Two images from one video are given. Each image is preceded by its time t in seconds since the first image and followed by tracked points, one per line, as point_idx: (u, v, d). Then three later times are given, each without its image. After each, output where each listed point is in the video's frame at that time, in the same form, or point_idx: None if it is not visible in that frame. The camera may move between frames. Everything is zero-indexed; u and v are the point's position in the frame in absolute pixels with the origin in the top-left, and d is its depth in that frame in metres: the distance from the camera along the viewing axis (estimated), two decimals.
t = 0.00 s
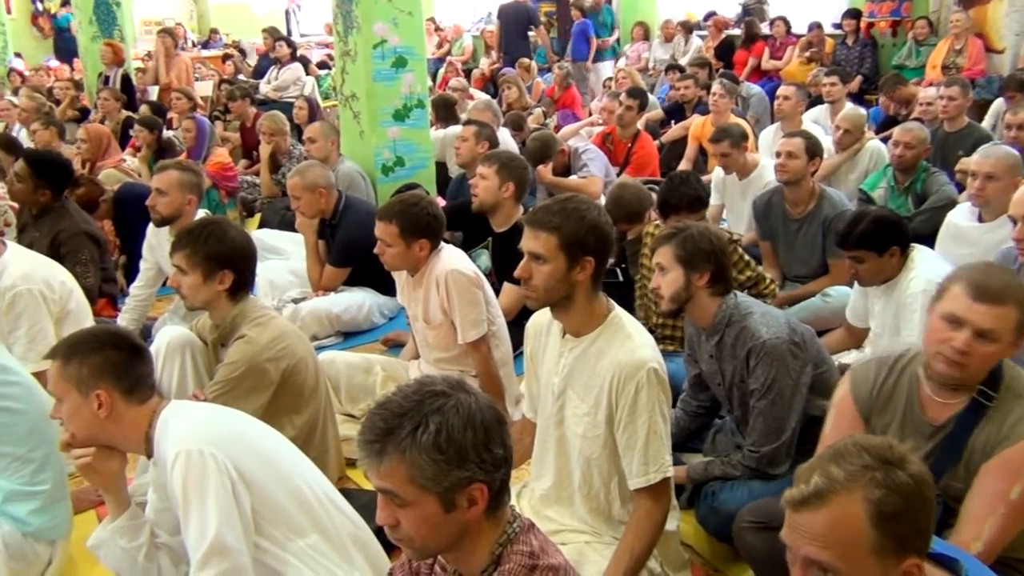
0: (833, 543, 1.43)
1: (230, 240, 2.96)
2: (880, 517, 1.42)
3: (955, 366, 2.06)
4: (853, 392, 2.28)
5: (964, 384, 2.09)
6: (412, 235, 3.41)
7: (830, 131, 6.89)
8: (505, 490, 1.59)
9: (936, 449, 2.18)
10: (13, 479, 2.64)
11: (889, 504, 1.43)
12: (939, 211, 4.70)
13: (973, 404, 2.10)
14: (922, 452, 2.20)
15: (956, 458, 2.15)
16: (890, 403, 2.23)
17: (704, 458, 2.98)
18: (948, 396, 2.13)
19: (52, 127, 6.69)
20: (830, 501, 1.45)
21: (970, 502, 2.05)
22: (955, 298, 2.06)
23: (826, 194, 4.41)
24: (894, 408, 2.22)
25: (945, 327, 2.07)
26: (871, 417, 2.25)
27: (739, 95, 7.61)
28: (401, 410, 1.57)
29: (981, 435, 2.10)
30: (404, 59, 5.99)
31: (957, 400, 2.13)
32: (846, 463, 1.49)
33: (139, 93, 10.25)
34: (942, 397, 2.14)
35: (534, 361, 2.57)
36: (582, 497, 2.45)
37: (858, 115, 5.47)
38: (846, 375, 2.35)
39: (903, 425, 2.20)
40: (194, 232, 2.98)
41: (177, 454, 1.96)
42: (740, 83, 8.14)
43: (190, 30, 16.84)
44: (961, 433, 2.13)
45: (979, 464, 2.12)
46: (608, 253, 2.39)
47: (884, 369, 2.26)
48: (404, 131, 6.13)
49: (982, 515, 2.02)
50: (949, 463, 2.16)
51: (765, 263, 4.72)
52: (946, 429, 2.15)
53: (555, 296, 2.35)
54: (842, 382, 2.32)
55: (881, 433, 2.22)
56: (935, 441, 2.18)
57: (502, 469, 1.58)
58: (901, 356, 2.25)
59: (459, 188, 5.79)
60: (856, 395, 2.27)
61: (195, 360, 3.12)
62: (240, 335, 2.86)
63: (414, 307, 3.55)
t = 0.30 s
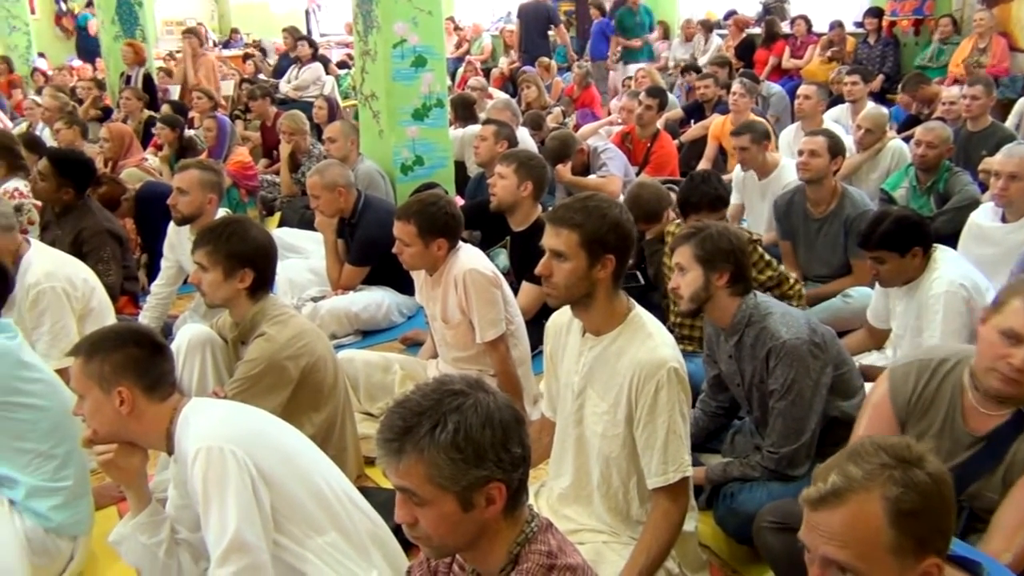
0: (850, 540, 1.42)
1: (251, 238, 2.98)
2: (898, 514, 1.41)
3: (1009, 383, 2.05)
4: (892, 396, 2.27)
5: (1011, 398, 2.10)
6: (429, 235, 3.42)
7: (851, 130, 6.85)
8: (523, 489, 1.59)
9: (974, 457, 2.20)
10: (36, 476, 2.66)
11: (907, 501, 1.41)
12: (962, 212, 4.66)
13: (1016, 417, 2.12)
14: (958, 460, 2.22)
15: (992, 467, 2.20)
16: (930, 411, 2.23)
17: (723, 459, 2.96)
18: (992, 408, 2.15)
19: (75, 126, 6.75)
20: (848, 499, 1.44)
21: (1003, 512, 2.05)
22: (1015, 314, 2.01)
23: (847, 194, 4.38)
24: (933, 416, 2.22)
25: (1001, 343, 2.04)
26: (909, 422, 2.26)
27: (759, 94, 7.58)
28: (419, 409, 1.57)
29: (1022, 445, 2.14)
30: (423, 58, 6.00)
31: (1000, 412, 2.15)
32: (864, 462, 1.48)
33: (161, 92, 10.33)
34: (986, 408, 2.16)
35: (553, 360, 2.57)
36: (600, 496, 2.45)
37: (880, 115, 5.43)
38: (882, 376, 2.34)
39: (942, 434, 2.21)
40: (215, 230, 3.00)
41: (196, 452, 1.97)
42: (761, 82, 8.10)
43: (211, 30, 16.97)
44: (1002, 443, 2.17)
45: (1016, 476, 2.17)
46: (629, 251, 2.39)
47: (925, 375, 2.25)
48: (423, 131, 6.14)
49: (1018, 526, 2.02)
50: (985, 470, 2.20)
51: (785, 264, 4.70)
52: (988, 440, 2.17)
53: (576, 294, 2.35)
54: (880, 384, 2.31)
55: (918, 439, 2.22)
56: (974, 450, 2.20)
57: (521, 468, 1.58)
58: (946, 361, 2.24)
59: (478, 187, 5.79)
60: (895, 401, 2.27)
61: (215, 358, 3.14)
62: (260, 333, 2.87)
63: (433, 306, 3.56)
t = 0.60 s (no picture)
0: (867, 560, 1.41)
1: (273, 234, 3.00)
2: (912, 528, 1.40)
3: None
4: (915, 397, 2.26)
5: None
6: (449, 232, 3.42)
7: (873, 129, 6.80)
8: (540, 487, 1.59)
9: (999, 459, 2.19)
10: (57, 470, 2.68)
11: (920, 514, 1.40)
12: (985, 212, 4.62)
13: None
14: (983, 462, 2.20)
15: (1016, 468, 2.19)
16: (952, 414, 2.22)
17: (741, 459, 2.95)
18: (1016, 410, 2.13)
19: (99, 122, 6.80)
20: (861, 516, 1.43)
21: None
22: None
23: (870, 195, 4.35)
24: (956, 418, 2.21)
25: (1020, 340, 2.03)
26: (931, 425, 2.25)
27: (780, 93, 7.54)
28: (438, 405, 1.58)
29: None
30: (443, 56, 6.00)
31: None
32: (874, 474, 1.46)
33: (182, 89, 10.40)
34: (1010, 410, 2.14)
35: (574, 356, 2.57)
36: (618, 494, 2.44)
37: (903, 113, 5.40)
38: (906, 377, 2.32)
39: (965, 435, 2.20)
40: (238, 226, 3.02)
41: (216, 447, 1.97)
42: (782, 81, 8.06)
43: (232, 27, 17.09)
44: None
45: None
46: (652, 246, 2.39)
47: (949, 376, 2.23)
48: (443, 129, 6.15)
49: None
50: (1008, 471, 2.20)
51: (805, 263, 4.68)
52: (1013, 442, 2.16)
53: (598, 288, 2.35)
54: (904, 384, 2.30)
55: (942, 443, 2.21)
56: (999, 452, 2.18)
57: (538, 466, 1.58)
58: (969, 364, 2.21)
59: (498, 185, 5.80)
60: (920, 403, 2.25)
61: (235, 354, 3.15)
62: (279, 329, 2.89)
63: (451, 304, 3.56)
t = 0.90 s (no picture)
0: None
1: (293, 234, 3.02)
2: (934, 546, 1.38)
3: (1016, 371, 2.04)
4: (923, 404, 2.24)
5: None
6: (467, 234, 3.43)
7: (894, 133, 6.76)
8: (556, 489, 1.59)
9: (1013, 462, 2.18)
10: (77, 467, 2.70)
11: (942, 532, 1.39)
12: (1007, 217, 4.57)
13: None
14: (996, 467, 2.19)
15: None
16: (960, 420, 2.20)
17: (759, 465, 2.93)
18: (1021, 410, 2.11)
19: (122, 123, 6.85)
20: (881, 539, 1.41)
21: None
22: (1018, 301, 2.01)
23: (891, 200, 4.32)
24: (965, 422, 2.19)
25: (1006, 331, 2.03)
26: (940, 432, 2.22)
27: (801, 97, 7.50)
28: (457, 404, 1.57)
29: None
30: (463, 58, 6.01)
31: None
32: (890, 493, 1.44)
33: (204, 90, 10.47)
34: (1016, 410, 2.12)
35: (594, 356, 2.56)
36: (634, 496, 2.43)
37: (925, 117, 5.36)
38: (914, 386, 2.30)
39: (975, 440, 2.18)
40: (259, 224, 3.04)
41: (235, 445, 1.98)
42: (802, 84, 8.02)
43: (254, 29, 17.21)
44: None
45: None
46: (675, 246, 2.39)
47: (956, 383, 2.21)
48: (462, 130, 6.15)
49: None
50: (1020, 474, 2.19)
51: (823, 268, 4.65)
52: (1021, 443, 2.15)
53: (620, 286, 2.35)
54: (912, 393, 2.28)
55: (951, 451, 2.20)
56: (1011, 455, 2.18)
57: (555, 468, 1.58)
58: (972, 370, 2.19)
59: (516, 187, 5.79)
60: (926, 408, 2.23)
61: (253, 354, 3.17)
62: (297, 329, 2.90)
63: (469, 305, 3.57)
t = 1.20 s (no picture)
0: None
1: (308, 233, 3.04)
2: (982, 542, 1.19)
3: (1004, 362, 2.04)
4: (931, 404, 2.21)
5: None
6: (486, 235, 3.43)
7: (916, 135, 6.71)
8: (574, 490, 1.59)
9: None
10: (100, 465, 2.71)
11: (992, 527, 1.20)
12: None
13: None
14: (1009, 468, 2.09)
15: None
16: (968, 418, 2.15)
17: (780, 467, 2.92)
18: None
19: (145, 122, 6.90)
20: (925, 527, 1.22)
21: None
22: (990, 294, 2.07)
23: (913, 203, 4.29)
24: (972, 421, 2.14)
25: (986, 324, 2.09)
26: (950, 433, 2.17)
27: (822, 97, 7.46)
28: (478, 401, 1.58)
29: None
30: (482, 58, 6.01)
31: None
32: (939, 482, 1.25)
33: (225, 90, 10.53)
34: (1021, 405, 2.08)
35: (616, 355, 2.55)
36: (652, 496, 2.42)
37: (947, 118, 5.33)
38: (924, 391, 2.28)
39: (984, 438, 2.12)
40: (275, 222, 3.07)
41: (256, 442, 1.99)
42: (823, 84, 7.99)
43: (274, 29, 17.30)
44: None
45: None
46: (697, 245, 2.38)
47: (962, 384, 2.18)
48: (481, 130, 6.15)
49: None
50: None
51: (844, 269, 4.62)
52: None
53: (641, 285, 2.35)
54: (921, 397, 2.26)
55: (960, 447, 2.13)
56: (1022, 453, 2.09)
57: (573, 469, 1.58)
58: (978, 371, 2.18)
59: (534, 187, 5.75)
60: (935, 409, 2.20)
61: (272, 352, 3.18)
62: (315, 328, 2.91)
63: (489, 305, 3.57)
